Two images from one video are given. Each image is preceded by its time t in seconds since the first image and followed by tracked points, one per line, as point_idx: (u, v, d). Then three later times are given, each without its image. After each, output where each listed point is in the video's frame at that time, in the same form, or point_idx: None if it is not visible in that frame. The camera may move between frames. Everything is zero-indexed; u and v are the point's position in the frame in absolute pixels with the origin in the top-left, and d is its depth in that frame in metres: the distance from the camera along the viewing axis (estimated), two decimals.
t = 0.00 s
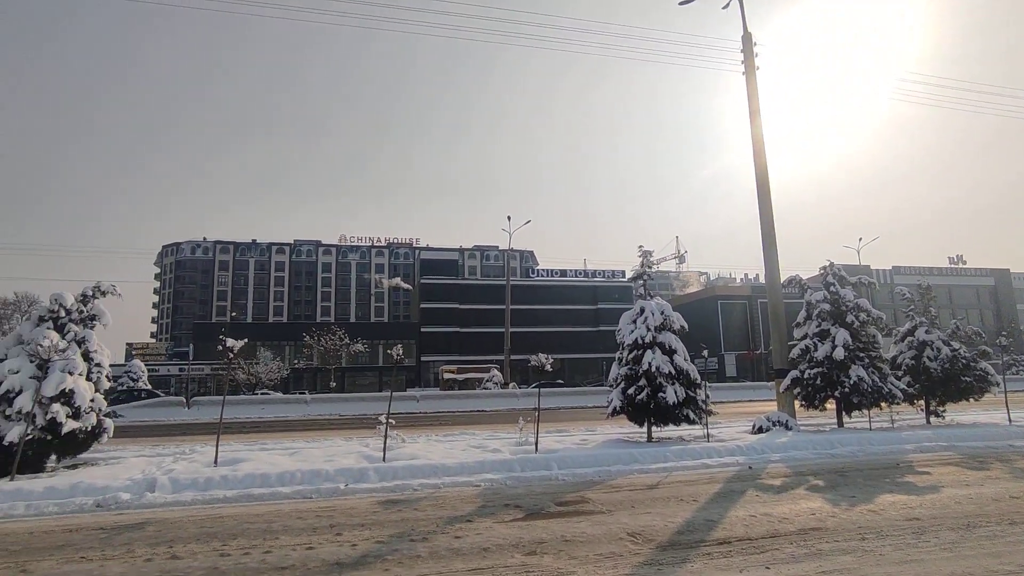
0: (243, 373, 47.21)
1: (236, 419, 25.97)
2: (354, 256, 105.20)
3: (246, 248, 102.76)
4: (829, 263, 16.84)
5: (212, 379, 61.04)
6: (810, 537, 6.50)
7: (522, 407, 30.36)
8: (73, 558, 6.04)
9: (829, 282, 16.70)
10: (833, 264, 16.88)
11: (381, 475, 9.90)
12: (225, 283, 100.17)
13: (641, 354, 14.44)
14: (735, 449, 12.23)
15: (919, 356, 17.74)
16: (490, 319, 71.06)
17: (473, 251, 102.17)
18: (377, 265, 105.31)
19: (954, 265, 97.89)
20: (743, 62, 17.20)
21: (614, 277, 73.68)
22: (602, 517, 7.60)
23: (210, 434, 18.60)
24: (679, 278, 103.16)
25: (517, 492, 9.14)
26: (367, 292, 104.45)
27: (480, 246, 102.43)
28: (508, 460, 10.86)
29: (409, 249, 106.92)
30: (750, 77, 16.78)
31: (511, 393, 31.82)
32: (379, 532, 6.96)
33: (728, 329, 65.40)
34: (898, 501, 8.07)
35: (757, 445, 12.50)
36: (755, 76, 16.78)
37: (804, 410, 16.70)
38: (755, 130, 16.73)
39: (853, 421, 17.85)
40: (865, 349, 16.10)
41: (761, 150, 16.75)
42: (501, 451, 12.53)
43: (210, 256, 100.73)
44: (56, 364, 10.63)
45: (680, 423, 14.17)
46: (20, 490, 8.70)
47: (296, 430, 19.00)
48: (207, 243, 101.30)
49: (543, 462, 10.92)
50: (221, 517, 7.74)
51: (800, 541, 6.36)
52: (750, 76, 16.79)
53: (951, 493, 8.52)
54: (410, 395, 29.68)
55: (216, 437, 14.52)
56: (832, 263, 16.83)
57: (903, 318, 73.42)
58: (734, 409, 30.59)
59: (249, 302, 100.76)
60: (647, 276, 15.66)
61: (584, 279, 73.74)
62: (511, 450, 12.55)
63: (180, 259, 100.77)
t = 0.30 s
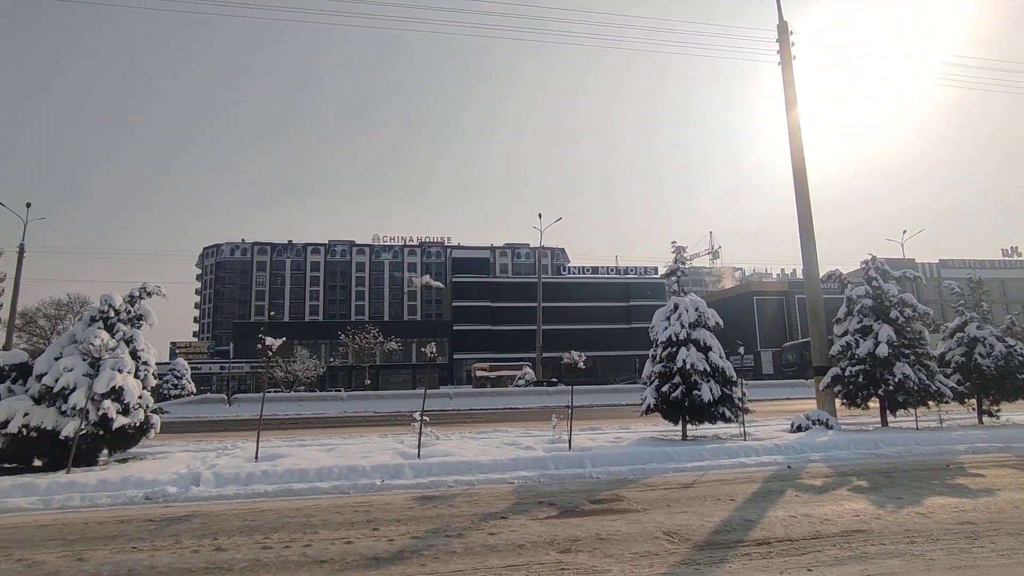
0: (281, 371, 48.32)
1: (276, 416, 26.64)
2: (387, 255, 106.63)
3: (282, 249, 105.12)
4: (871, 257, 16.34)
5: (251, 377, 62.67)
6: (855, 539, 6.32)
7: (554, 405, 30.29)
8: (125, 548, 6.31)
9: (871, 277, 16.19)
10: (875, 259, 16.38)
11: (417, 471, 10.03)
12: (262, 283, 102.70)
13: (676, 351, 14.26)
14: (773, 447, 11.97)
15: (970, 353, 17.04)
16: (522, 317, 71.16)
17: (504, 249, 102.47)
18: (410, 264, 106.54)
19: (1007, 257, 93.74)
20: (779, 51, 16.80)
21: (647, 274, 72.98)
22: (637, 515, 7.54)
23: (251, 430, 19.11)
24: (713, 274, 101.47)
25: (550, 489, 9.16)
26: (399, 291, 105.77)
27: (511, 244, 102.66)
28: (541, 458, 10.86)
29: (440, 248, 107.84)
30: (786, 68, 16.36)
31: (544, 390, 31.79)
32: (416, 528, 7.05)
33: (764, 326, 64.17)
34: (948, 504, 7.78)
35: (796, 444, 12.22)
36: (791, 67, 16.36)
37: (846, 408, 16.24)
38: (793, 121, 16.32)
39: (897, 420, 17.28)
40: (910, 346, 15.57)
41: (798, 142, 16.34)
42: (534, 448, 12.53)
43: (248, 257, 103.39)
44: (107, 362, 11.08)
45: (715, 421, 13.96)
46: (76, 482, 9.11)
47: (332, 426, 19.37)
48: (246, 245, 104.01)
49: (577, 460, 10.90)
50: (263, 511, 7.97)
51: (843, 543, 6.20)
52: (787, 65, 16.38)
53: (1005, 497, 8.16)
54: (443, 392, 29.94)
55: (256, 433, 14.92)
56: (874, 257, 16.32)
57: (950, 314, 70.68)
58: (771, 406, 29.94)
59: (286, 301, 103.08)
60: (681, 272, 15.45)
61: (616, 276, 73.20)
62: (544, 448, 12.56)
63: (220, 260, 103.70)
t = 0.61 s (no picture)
0: (323, 369, 49.48)
1: (319, 413, 27.30)
2: (424, 255, 107.89)
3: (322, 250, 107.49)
4: (924, 249, 15.69)
5: (294, 375, 64.37)
6: (909, 543, 6.08)
7: (592, 403, 30.12)
8: (180, 539, 6.57)
9: (924, 270, 15.55)
10: (928, 251, 15.72)
11: (456, 468, 10.11)
12: (304, 284, 105.27)
13: (716, 349, 13.99)
14: (819, 447, 11.63)
15: None
16: (558, 315, 70.96)
17: (540, 247, 102.36)
18: (446, 264, 107.53)
19: None
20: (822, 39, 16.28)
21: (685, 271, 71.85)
22: (679, 514, 7.44)
23: (296, 427, 19.67)
24: (754, 270, 99.11)
25: (589, 487, 9.11)
26: (436, 290, 106.84)
27: (546, 242, 102.49)
28: (579, 456, 10.82)
29: (476, 247, 108.48)
30: (830, 55, 15.85)
31: (581, 388, 31.62)
32: (456, 524, 7.12)
33: (807, 323, 62.44)
34: (1011, 509, 7.40)
35: (844, 444, 11.83)
36: (835, 54, 15.85)
37: (898, 407, 15.63)
38: (837, 110, 15.79)
39: (952, 420, 16.54)
40: (966, 341, 14.89)
41: (843, 131, 15.81)
42: (572, 446, 12.49)
43: (290, 258, 106.14)
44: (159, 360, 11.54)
45: (757, 420, 13.66)
46: (132, 476, 9.53)
47: (372, 424, 19.71)
48: (287, 246, 106.78)
49: (615, 458, 10.81)
50: (308, 505, 8.19)
51: (897, 548, 5.97)
52: (829, 50, 15.86)
53: None
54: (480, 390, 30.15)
55: (300, 430, 15.30)
56: (927, 249, 15.67)
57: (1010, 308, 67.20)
58: (817, 405, 29.05)
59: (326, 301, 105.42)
60: (720, 267, 15.14)
61: (653, 273, 72.28)
62: (582, 446, 12.51)
63: (263, 262, 106.80)
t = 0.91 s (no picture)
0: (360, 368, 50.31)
1: (357, 412, 27.78)
2: (457, 254, 108.69)
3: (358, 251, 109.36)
4: (977, 241, 15.03)
5: (333, 374, 65.69)
6: (965, 549, 5.83)
7: (628, 401, 29.85)
8: (227, 532, 6.79)
9: (977, 263, 14.89)
10: (981, 243, 15.05)
11: (492, 467, 10.16)
12: (341, 284, 107.31)
13: (755, 346, 13.69)
14: (866, 447, 11.26)
15: None
16: (592, 312, 70.56)
17: (573, 244, 101.95)
18: (479, 263, 108.09)
19: None
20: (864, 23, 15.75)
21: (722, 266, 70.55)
22: (719, 514, 7.31)
23: (335, 425, 20.10)
24: (794, 265, 96.63)
25: (625, 486, 9.03)
26: (470, 289, 107.51)
27: (579, 240, 102.02)
28: (616, 454, 10.74)
29: (509, 246, 108.72)
30: (873, 39, 15.31)
31: (616, 386, 31.35)
32: (493, 522, 7.15)
33: (850, 318, 60.59)
34: None
35: (892, 444, 11.42)
36: (878, 37, 15.30)
37: (950, 406, 14.98)
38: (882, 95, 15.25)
39: (1009, 419, 15.80)
40: None
41: (888, 118, 15.27)
42: (608, 445, 12.40)
43: (327, 259, 108.32)
44: (205, 360, 11.94)
45: (799, 419, 13.33)
46: (181, 471, 9.87)
47: (408, 422, 19.98)
48: (325, 248, 109.01)
49: (653, 457, 10.69)
50: (348, 501, 8.36)
51: (952, 553, 5.74)
52: (872, 33, 15.33)
53: None
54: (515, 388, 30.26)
55: (338, 429, 15.61)
56: (980, 241, 15.01)
57: None
58: (862, 403, 28.14)
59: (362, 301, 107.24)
60: (758, 263, 14.79)
61: (689, 269, 71.17)
62: (618, 445, 12.40)
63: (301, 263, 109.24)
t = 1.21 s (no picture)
0: (397, 367, 51.06)
1: (394, 410, 28.19)
2: (491, 254, 109.09)
3: (394, 251, 110.86)
4: None
5: (371, 372, 66.73)
6: None
7: (665, 399, 29.46)
8: (272, 527, 6.99)
9: None
10: None
11: (529, 464, 10.18)
12: (377, 284, 108.99)
13: (797, 343, 13.33)
14: (917, 447, 10.86)
15: None
16: (627, 310, 69.91)
17: (607, 242, 101.17)
18: (513, 261, 108.26)
19: None
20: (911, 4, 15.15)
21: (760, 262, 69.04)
22: (761, 515, 7.15)
23: (374, 422, 20.42)
24: (836, 259, 93.79)
25: (665, 485, 8.92)
26: (504, 288, 107.79)
27: (613, 237, 101.16)
28: (654, 453, 10.62)
29: (542, 245, 108.57)
30: (920, 21, 14.73)
31: (653, 385, 30.99)
32: (531, 520, 7.17)
33: (896, 314, 58.54)
34: None
35: (943, 444, 10.98)
36: (924, 18, 14.72)
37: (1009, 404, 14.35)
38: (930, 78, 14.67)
39: None
40: None
41: (936, 102, 14.67)
42: (647, 443, 12.25)
43: (363, 260, 110.14)
44: (248, 360, 12.29)
45: (844, 417, 12.93)
46: (227, 468, 10.19)
47: (445, 420, 20.16)
48: (361, 249, 110.86)
49: (691, 456, 10.55)
50: (387, 498, 8.50)
51: (1012, 560, 5.49)
52: (919, 14, 14.75)
53: None
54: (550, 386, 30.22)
55: (377, 427, 15.90)
56: None
57: None
58: (910, 401, 27.15)
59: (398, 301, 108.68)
60: (799, 258, 14.41)
61: (726, 265, 69.85)
62: (657, 443, 12.25)
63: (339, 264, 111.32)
